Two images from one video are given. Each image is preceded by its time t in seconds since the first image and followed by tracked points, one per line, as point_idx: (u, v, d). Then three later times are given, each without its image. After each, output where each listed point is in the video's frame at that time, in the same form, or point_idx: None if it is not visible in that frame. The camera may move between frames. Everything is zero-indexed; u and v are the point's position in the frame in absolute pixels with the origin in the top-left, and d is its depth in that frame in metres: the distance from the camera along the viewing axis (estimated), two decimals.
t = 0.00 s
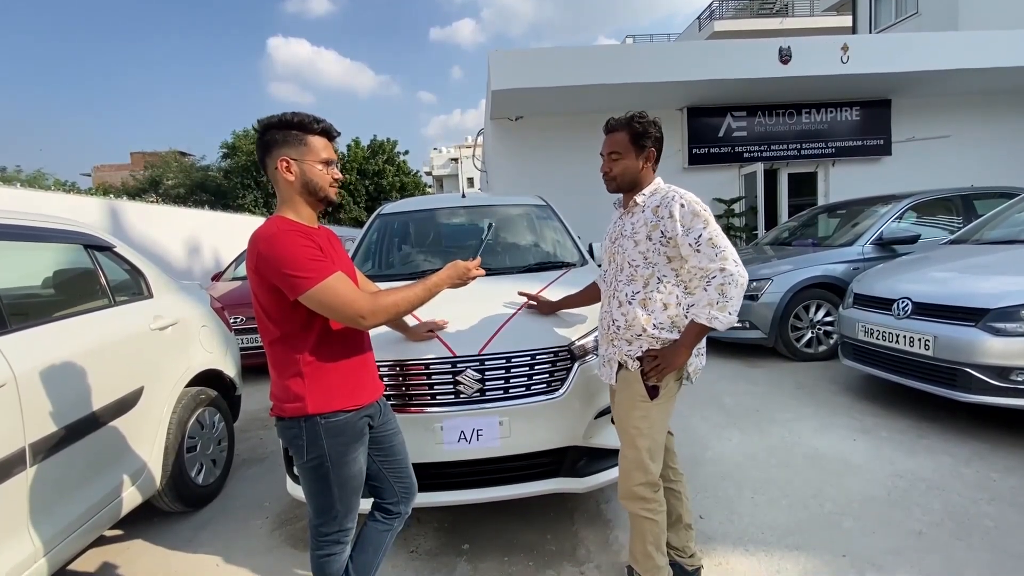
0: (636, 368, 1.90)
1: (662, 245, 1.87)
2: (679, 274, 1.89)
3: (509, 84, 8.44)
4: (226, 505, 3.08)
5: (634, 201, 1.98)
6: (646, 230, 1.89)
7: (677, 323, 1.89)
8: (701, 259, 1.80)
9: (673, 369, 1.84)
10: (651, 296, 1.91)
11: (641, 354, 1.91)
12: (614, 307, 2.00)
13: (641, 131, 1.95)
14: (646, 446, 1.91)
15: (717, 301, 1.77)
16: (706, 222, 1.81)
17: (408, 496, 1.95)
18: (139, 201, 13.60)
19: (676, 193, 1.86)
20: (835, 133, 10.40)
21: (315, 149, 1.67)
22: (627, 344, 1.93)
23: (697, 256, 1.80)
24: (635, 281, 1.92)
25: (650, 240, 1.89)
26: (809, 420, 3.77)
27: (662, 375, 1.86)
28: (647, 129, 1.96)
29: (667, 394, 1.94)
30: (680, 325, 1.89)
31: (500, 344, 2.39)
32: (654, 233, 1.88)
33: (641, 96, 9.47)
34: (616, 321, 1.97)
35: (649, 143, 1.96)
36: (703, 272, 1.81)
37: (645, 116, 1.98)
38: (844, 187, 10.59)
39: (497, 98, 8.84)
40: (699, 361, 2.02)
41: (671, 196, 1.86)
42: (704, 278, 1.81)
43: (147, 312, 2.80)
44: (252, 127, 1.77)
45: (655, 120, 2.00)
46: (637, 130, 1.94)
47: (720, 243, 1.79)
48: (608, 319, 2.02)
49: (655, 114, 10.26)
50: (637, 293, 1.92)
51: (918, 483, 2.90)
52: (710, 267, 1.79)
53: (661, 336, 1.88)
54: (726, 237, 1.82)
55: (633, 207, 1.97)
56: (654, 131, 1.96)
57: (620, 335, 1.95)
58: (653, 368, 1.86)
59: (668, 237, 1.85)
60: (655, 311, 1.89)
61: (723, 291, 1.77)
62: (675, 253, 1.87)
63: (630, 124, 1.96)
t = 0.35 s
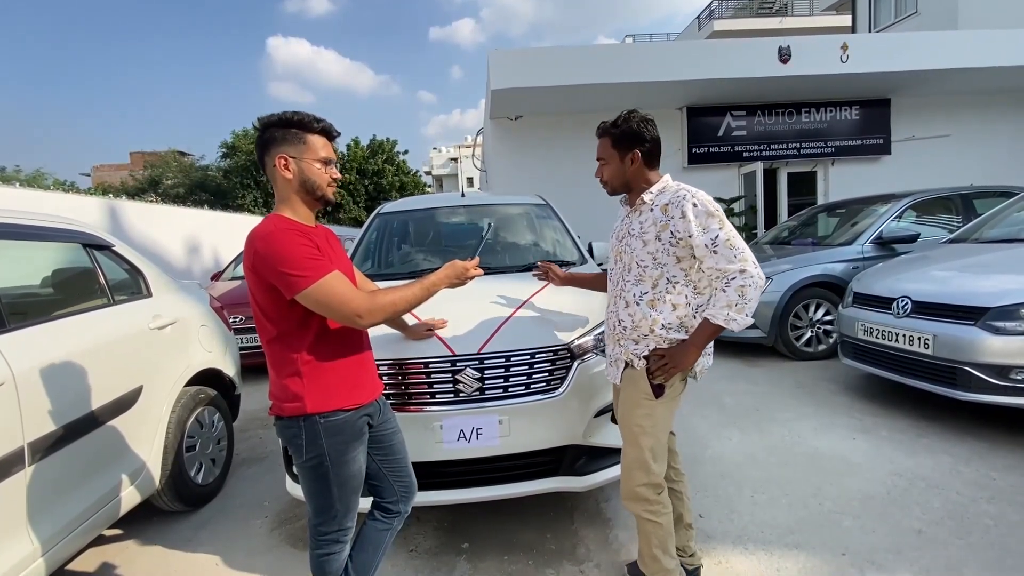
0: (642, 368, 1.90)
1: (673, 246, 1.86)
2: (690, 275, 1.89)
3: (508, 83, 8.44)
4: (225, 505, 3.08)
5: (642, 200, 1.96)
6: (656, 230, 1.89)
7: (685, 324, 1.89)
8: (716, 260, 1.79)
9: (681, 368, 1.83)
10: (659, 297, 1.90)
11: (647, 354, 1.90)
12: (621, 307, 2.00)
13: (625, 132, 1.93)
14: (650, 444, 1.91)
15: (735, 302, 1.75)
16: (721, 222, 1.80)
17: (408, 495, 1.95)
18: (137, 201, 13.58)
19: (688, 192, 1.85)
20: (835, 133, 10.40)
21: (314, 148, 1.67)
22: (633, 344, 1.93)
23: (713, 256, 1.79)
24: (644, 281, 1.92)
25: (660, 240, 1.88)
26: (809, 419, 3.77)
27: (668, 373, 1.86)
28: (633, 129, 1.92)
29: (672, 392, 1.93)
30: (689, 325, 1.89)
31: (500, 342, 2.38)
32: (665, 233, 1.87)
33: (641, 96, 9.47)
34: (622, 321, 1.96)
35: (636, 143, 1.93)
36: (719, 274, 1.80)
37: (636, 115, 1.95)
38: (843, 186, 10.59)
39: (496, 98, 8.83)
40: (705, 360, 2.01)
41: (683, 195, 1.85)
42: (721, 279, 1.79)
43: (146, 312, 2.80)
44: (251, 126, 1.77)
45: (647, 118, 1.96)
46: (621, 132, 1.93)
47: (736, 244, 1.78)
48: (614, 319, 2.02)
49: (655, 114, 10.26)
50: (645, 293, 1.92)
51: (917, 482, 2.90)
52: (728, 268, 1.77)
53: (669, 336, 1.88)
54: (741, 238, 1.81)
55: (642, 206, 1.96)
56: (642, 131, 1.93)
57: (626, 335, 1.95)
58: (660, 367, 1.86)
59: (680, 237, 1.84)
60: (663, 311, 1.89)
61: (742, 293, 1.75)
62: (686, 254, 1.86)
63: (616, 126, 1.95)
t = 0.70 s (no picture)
0: (646, 374, 1.89)
1: (674, 246, 1.85)
2: (693, 276, 1.86)
3: (507, 83, 8.44)
4: (224, 505, 3.08)
5: (643, 197, 1.95)
6: (656, 230, 1.87)
7: (689, 327, 1.86)
8: (718, 260, 1.76)
9: (686, 375, 1.80)
10: (662, 300, 1.89)
11: (651, 359, 1.89)
12: (623, 310, 1.99)
13: (643, 120, 1.91)
14: (662, 457, 1.89)
15: (737, 306, 1.72)
16: (722, 219, 1.76)
17: (406, 495, 1.95)
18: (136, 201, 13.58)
19: (688, 189, 1.83)
20: (834, 133, 10.41)
21: (308, 148, 1.67)
22: (637, 349, 1.91)
23: (713, 257, 1.76)
24: (645, 284, 1.91)
25: (661, 240, 1.87)
26: (807, 419, 3.77)
27: (673, 380, 1.83)
28: (651, 117, 1.91)
29: (681, 401, 1.92)
30: (694, 328, 1.86)
31: (499, 342, 2.39)
32: (665, 233, 1.85)
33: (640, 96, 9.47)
34: (625, 325, 1.96)
35: (653, 131, 1.91)
36: (721, 275, 1.77)
37: (650, 103, 1.95)
38: (842, 186, 10.59)
39: (495, 97, 8.83)
40: (715, 365, 1.99)
41: (682, 192, 1.83)
42: (723, 280, 1.76)
43: (144, 312, 2.80)
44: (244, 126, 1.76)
45: (662, 107, 1.96)
46: (639, 120, 1.91)
47: (738, 243, 1.74)
48: (617, 323, 2.02)
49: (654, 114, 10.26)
50: (648, 296, 1.91)
51: (916, 482, 2.90)
52: (729, 269, 1.74)
53: (673, 340, 1.85)
54: (743, 236, 1.77)
55: (643, 204, 1.95)
56: (660, 120, 1.92)
57: (629, 339, 1.94)
58: (665, 373, 1.84)
59: (680, 236, 1.83)
60: (667, 314, 1.87)
61: (743, 295, 1.71)
62: (688, 253, 1.84)
63: (635, 111, 1.92)
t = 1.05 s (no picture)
0: (646, 380, 1.87)
1: (682, 247, 1.81)
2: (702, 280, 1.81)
3: (507, 84, 8.44)
4: (223, 506, 3.08)
5: (655, 192, 1.91)
6: (665, 229, 1.84)
7: (695, 334, 1.83)
8: (726, 265, 1.70)
9: (687, 385, 1.74)
10: (667, 304, 1.86)
11: (652, 365, 1.87)
12: (627, 312, 1.98)
13: (667, 105, 1.86)
14: (669, 469, 1.85)
15: (742, 318, 1.63)
16: (733, 220, 1.70)
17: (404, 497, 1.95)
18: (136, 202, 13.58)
19: (700, 186, 1.78)
20: (833, 133, 10.42)
21: (301, 148, 1.66)
22: (638, 354, 1.90)
23: (721, 261, 1.71)
24: (651, 286, 1.88)
25: (669, 240, 1.83)
26: (806, 419, 3.78)
27: (675, 392, 1.78)
28: (675, 102, 1.87)
29: (686, 416, 1.85)
30: (699, 336, 1.82)
31: (498, 343, 2.38)
32: (674, 233, 1.82)
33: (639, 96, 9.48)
34: (627, 329, 1.95)
35: (675, 117, 1.87)
36: (729, 281, 1.70)
37: (673, 88, 1.90)
38: (841, 187, 10.60)
39: (495, 98, 8.83)
40: (723, 377, 1.91)
41: (694, 189, 1.78)
42: (730, 287, 1.69)
43: (143, 313, 2.80)
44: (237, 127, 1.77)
45: (685, 93, 1.91)
46: (663, 105, 1.86)
47: (749, 247, 1.67)
48: (621, 326, 2.01)
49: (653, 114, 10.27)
50: (652, 300, 1.88)
51: (915, 482, 2.91)
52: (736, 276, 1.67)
53: (676, 347, 1.82)
54: (756, 240, 1.69)
55: (654, 200, 1.92)
56: (683, 106, 1.88)
57: (631, 343, 1.93)
58: (666, 383, 1.79)
59: (688, 238, 1.79)
60: (671, 319, 1.84)
61: (749, 306, 1.63)
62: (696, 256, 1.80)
63: (658, 96, 1.87)
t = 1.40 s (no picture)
0: (657, 391, 1.83)
1: (703, 250, 1.76)
2: (721, 286, 1.78)
3: (506, 84, 8.44)
4: (222, 506, 3.07)
5: (671, 190, 1.85)
6: (684, 231, 1.79)
7: (710, 343, 1.79)
8: (755, 272, 1.66)
9: (702, 397, 1.74)
10: (681, 309, 1.82)
11: (664, 376, 1.82)
12: (636, 317, 1.93)
13: (693, 93, 1.84)
14: (682, 480, 1.82)
15: (775, 328, 1.62)
16: (764, 226, 1.67)
17: (404, 497, 1.94)
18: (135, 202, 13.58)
19: (725, 188, 1.74)
20: (832, 133, 10.43)
21: (290, 146, 1.66)
22: (648, 362, 1.86)
23: (751, 268, 1.67)
24: (665, 290, 1.83)
25: (688, 242, 1.78)
26: (805, 419, 3.78)
27: (689, 403, 1.78)
28: (699, 92, 1.84)
29: (701, 426, 1.83)
30: (715, 345, 1.79)
31: (497, 342, 2.39)
32: (694, 235, 1.77)
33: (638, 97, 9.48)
34: (636, 335, 1.90)
35: (698, 108, 1.84)
36: (758, 289, 1.67)
37: (700, 79, 1.88)
38: (840, 187, 10.61)
39: (494, 98, 8.82)
40: (739, 388, 1.90)
41: (718, 190, 1.74)
42: (760, 295, 1.66)
43: (142, 313, 2.79)
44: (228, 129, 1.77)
45: (711, 86, 1.88)
46: (688, 93, 1.83)
47: (781, 255, 1.64)
48: (628, 331, 1.96)
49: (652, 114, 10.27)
50: (666, 304, 1.83)
51: (914, 481, 2.91)
52: (769, 284, 1.64)
53: (691, 355, 1.79)
54: (788, 248, 1.66)
55: (670, 198, 1.86)
56: (707, 98, 1.85)
57: (639, 351, 1.90)
58: (679, 394, 1.79)
59: (711, 241, 1.74)
60: (686, 326, 1.80)
61: (784, 316, 1.61)
62: (718, 260, 1.76)
63: (683, 83, 1.85)
